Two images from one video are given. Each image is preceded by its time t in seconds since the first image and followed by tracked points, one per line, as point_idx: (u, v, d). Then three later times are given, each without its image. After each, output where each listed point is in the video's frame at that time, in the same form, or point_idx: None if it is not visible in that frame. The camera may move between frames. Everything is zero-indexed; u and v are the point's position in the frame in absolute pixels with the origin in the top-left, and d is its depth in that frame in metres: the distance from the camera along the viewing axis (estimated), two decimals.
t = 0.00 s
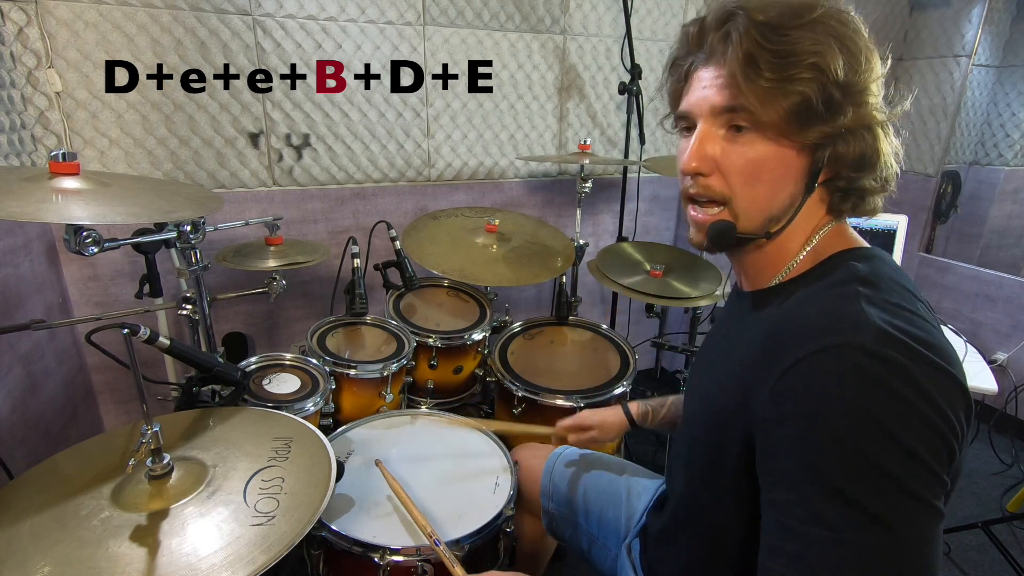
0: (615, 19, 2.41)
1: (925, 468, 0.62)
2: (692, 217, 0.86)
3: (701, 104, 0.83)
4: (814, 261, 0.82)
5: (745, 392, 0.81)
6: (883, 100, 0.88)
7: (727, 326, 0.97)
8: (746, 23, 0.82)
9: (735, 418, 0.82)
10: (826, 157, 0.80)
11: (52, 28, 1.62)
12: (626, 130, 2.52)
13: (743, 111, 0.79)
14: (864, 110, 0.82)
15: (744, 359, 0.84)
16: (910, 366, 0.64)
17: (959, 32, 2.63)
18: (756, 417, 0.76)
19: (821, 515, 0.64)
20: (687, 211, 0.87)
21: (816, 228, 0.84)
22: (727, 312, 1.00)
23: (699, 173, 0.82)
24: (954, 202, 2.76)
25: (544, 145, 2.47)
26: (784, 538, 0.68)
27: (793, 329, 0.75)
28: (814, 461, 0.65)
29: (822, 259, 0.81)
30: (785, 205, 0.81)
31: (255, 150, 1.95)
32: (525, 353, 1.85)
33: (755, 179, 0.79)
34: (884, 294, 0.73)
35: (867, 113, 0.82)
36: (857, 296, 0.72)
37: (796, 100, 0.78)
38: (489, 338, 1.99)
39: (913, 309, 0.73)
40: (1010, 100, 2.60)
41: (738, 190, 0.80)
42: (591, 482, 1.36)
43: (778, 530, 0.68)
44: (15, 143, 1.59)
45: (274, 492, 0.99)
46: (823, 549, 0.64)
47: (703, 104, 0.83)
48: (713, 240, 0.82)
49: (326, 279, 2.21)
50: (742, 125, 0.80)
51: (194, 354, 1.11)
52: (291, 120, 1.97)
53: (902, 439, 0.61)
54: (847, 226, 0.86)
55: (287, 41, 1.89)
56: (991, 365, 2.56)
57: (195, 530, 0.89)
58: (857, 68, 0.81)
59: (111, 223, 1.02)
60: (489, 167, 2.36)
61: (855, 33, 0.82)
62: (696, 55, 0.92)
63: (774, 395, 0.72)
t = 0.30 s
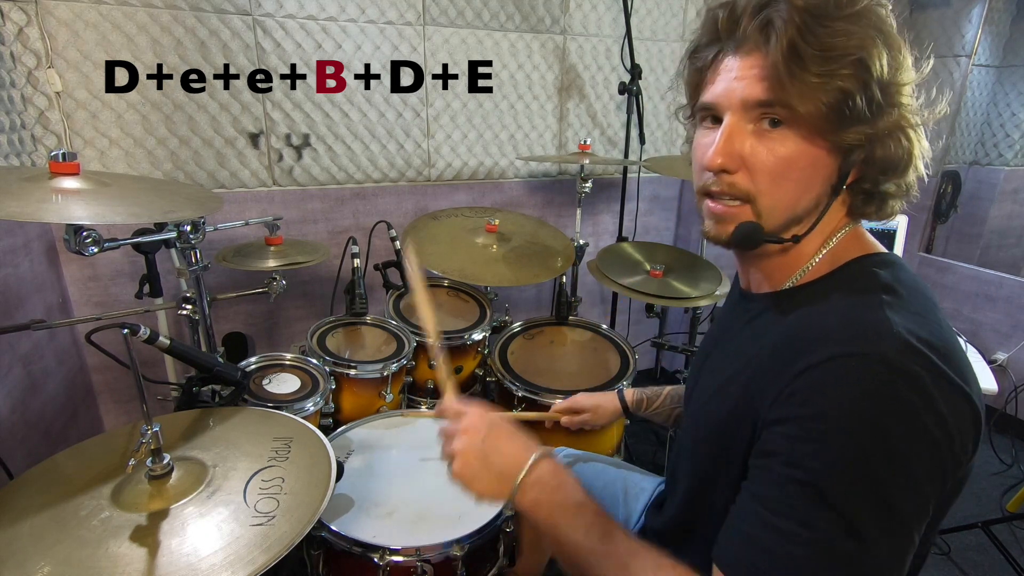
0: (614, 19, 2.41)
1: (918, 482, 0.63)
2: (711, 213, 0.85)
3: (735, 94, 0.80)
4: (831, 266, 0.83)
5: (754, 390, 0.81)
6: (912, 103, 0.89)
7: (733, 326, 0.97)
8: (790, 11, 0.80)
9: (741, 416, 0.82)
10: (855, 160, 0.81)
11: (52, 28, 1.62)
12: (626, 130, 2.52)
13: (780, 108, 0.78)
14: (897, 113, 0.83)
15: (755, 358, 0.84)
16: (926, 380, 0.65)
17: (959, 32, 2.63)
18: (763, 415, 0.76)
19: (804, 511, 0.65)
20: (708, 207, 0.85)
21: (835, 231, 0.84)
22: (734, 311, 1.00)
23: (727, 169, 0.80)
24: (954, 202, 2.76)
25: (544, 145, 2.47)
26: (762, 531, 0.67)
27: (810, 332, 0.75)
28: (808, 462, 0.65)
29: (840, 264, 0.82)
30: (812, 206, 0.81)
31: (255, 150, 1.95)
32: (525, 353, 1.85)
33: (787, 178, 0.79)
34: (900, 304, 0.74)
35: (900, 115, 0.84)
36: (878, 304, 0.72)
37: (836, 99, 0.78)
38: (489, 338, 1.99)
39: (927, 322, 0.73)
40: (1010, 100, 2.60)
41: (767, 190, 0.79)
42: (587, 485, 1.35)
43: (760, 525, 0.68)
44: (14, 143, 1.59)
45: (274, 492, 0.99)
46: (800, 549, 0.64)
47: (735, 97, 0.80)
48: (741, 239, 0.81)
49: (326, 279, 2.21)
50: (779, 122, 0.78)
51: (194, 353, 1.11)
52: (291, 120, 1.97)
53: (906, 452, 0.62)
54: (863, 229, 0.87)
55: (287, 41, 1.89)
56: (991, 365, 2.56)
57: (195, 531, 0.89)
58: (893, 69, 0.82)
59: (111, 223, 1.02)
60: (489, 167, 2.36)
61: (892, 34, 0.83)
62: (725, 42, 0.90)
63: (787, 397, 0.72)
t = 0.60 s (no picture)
0: (615, 19, 2.41)
1: (923, 504, 0.63)
2: (705, 228, 0.85)
3: (722, 109, 0.80)
4: (828, 272, 0.83)
5: (756, 405, 0.81)
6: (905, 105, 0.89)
7: (733, 331, 0.97)
8: (770, 21, 0.80)
9: (743, 429, 0.83)
10: (848, 167, 0.81)
11: (52, 28, 1.62)
12: (626, 130, 2.52)
13: (767, 122, 0.78)
14: (887, 117, 0.83)
15: (754, 372, 0.84)
16: (926, 396, 0.64)
17: (959, 32, 2.63)
18: (767, 433, 0.77)
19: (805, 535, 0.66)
20: (701, 222, 0.86)
21: (832, 237, 0.84)
22: (735, 314, 1.00)
23: (718, 186, 0.80)
24: (954, 202, 2.76)
25: (544, 145, 2.47)
26: (765, 549, 0.70)
27: (809, 348, 0.75)
28: (812, 489, 0.66)
29: (837, 270, 0.82)
30: (805, 216, 0.81)
31: (255, 150, 1.95)
32: (524, 353, 1.85)
33: (779, 190, 0.79)
34: (903, 315, 0.73)
35: (892, 118, 0.83)
36: (877, 317, 0.72)
37: (824, 109, 0.78)
38: (489, 338, 1.99)
39: (932, 330, 0.73)
40: (1010, 100, 2.60)
41: (758, 203, 0.79)
42: (587, 484, 1.35)
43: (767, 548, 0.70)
44: (14, 144, 1.59)
45: (275, 492, 0.98)
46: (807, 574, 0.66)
47: (721, 113, 0.80)
48: (734, 254, 0.81)
49: (326, 279, 2.21)
50: (767, 136, 0.78)
51: (194, 354, 1.11)
52: (291, 120, 1.97)
53: (908, 472, 0.62)
54: (860, 233, 0.87)
55: (287, 41, 1.89)
56: (991, 365, 2.56)
57: (195, 530, 0.89)
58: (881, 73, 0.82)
59: (111, 223, 1.02)
60: (489, 167, 2.36)
61: (879, 37, 0.82)
62: (705, 56, 0.90)
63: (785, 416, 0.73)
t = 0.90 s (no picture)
0: (614, 19, 2.41)
1: (926, 506, 0.62)
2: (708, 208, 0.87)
3: (746, 90, 0.80)
4: (830, 273, 0.83)
5: (753, 411, 0.81)
6: (942, 121, 0.85)
7: (730, 335, 0.97)
8: (818, 8, 0.78)
9: (742, 436, 0.83)
10: (860, 174, 0.79)
11: (52, 28, 1.62)
12: (626, 130, 2.52)
13: (785, 110, 0.78)
14: (915, 130, 0.80)
15: (751, 378, 0.84)
16: (926, 399, 0.64)
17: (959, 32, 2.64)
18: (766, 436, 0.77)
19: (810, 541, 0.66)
20: (705, 199, 0.87)
21: (838, 239, 0.84)
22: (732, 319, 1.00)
23: (724, 165, 0.81)
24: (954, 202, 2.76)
25: (544, 145, 2.47)
26: (776, 561, 0.69)
27: (806, 353, 0.76)
28: (814, 494, 0.66)
29: (839, 272, 0.82)
30: (807, 214, 0.81)
31: (255, 150, 1.95)
32: (524, 353, 1.85)
33: (782, 184, 0.79)
34: (901, 318, 0.73)
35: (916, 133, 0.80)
36: (875, 319, 0.72)
37: (847, 108, 0.76)
38: (489, 338, 1.99)
39: (931, 332, 0.73)
40: (1010, 100, 2.60)
41: (761, 192, 0.80)
42: (587, 485, 1.35)
43: (774, 556, 0.70)
44: (14, 144, 1.60)
45: (275, 492, 0.99)
46: None
47: (745, 93, 0.80)
48: (724, 234, 0.84)
49: (326, 279, 2.21)
50: (781, 126, 0.78)
51: (194, 354, 1.11)
52: (291, 120, 1.97)
53: (912, 476, 0.62)
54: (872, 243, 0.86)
55: (287, 41, 1.89)
56: (991, 365, 2.56)
57: (195, 530, 0.89)
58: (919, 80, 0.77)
59: (111, 223, 1.02)
60: (489, 167, 2.36)
61: (931, 40, 0.77)
62: (751, 32, 0.88)
63: (784, 420, 0.73)
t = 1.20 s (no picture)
0: (614, 19, 2.41)
1: (953, 517, 0.62)
2: (727, 225, 0.86)
3: (766, 111, 0.78)
4: (850, 279, 0.84)
5: (770, 416, 0.81)
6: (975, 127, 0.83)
7: (737, 337, 0.97)
8: (837, 29, 0.74)
9: (757, 441, 0.82)
10: (884, 196, 0.79)
11: (52, 28, 1.62)
12: (626, 130, 2.52)
13: (809, 138, 0.76)
14: (943, 148, 0.79)
15: (765, 382, 0.84)
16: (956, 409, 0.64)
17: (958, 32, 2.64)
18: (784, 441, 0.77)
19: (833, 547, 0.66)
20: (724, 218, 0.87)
21: (859, 245, 0.84)
22: (733, 325, 1.01)
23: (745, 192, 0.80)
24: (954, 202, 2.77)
25: (544, 145, 2.46)
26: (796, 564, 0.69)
27: (828, 360, 0.75)
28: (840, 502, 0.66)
29: (858, 278, 0.83)
30: (827, 231, 0.82)
31: (255, 150, 1.95)
32: (525, 353, 1.85)
33: (803, 208, 0.79)
34: (926, 326, 0.73)
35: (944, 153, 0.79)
36: (902, 327, 0.72)
37: (872, 137, 0.75)
38: (489, 338, 1.99)
39: (954, 340, 0.73)
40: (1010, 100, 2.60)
41: (784, 215, 0.80)
42: (593, 479, 1.34)
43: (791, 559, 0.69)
44: (14, 143, 1.60)
45: (275, 492, 0.98)
46: None
47: (765, 118, 0.78)
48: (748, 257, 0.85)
49: (326, 279, 2.21)
50: (804, 152, 0.77)
51: (194, 353, 1.11)
52: (291, 120, 1.97)
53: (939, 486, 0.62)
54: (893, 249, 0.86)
55: (287, 41, 1.89)
56: (991, 364, 2.56)
57: (195, 531, 0.89)
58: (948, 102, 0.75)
59: (111, 223, 1.02)
60: (489, 167, 2.36)
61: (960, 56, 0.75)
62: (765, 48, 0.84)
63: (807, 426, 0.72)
